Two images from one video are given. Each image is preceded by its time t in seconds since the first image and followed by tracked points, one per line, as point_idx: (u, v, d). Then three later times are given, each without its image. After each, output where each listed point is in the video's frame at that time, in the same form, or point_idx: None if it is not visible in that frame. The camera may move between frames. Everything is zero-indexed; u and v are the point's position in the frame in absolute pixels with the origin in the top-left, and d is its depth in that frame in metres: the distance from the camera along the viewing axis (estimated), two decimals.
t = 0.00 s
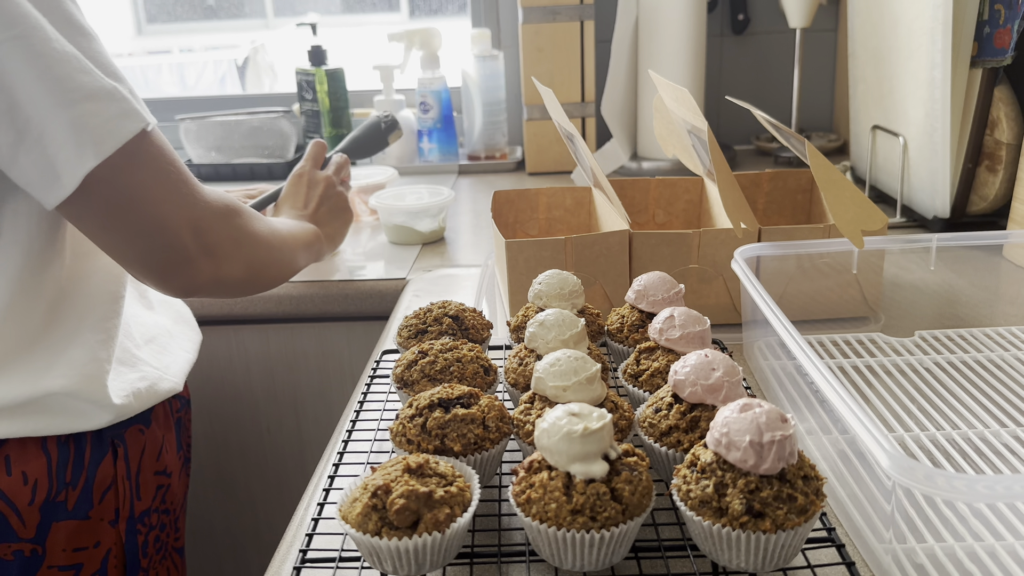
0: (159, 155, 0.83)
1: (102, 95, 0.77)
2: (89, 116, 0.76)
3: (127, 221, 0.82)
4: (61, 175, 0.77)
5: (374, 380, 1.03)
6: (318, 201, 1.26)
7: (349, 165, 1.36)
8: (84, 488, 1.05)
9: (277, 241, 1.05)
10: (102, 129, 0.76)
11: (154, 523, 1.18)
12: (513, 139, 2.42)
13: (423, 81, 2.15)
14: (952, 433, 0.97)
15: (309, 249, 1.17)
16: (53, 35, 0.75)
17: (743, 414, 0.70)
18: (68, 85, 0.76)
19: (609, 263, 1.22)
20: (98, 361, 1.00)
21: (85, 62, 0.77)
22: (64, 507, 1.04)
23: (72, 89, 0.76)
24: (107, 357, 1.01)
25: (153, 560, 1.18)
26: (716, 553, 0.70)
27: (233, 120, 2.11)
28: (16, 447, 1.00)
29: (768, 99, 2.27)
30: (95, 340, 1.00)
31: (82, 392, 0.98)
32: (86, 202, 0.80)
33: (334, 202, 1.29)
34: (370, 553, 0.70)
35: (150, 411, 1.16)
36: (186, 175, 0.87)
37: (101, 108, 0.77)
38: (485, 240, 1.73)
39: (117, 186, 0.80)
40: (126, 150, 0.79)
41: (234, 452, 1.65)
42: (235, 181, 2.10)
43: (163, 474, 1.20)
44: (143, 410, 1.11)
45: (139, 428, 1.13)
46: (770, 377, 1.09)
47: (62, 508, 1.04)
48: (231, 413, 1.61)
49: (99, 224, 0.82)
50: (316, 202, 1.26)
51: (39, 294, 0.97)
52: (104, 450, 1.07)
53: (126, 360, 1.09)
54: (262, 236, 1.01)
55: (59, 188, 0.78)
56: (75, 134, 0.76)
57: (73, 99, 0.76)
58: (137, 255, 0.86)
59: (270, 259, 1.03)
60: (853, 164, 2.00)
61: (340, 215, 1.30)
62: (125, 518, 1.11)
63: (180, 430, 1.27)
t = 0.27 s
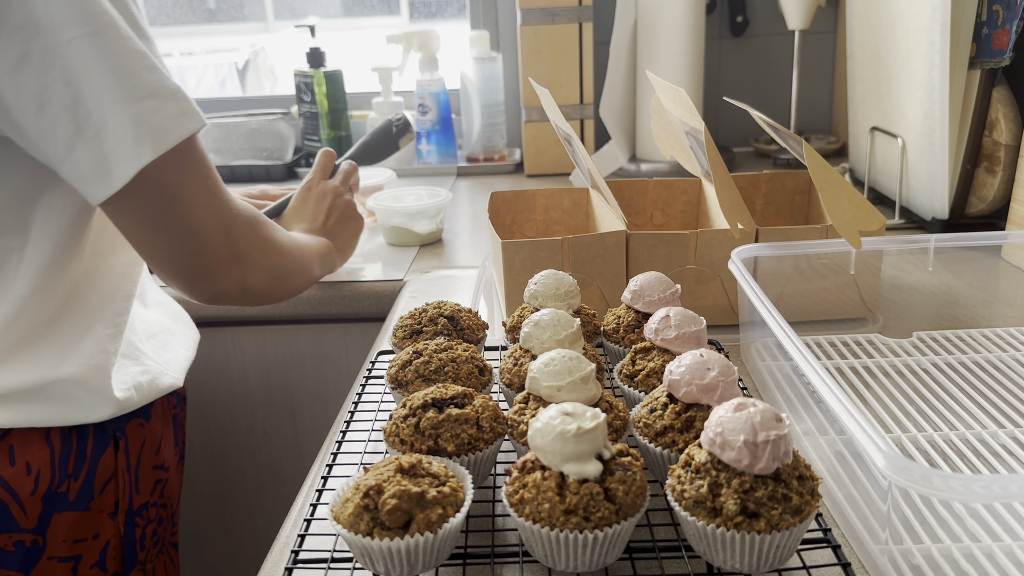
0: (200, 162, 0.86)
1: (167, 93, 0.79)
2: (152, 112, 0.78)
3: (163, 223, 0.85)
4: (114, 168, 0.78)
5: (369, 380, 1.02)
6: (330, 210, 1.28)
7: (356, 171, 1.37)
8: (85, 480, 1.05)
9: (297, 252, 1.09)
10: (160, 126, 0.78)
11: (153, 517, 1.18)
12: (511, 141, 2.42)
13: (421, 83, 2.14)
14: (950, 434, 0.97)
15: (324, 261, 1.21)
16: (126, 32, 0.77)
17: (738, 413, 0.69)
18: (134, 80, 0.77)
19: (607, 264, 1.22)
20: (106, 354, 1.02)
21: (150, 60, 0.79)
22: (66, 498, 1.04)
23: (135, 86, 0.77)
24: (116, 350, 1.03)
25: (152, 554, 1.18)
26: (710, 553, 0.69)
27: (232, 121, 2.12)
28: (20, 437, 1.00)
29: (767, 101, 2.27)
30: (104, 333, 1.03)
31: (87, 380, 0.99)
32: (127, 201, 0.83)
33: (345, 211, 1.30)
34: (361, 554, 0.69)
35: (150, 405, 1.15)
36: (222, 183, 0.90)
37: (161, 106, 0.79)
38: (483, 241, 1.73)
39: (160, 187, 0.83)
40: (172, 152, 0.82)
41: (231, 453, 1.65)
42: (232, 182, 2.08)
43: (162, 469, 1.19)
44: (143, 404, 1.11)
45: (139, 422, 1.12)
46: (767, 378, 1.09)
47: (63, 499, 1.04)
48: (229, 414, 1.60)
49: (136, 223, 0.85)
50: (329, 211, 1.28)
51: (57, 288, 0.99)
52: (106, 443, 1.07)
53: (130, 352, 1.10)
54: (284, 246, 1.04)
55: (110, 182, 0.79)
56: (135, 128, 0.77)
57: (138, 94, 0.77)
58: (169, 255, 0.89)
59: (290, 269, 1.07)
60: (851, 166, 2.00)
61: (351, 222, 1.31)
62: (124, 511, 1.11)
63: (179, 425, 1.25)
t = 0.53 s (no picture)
0: (216, 156, 0.85)
1: (188, 85, 0.79)
2: (173, 104, 0.78)
3: (178, 220, 0.85)
4: (134, 161, 0.78)
5: (367, 380, 1.02)
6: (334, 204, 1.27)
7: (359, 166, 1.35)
8: (111, 467, 1.08)
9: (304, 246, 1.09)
10: (182, 118, 0.79)
11: (172, 506, 1.22)
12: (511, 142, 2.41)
13: (421, 84, 2.14)
14: (951, 434, 0.96)
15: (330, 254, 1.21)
16: (153, 25, 0.77)
17: (737, 411, 0.69)
18: (158, 72, 0.77)
19: (606, 263, 1.21)
20: (132, 343, 1.05)
21: (172, 53, 0.79)
22: (92, 485, 1.07)
23: (158, 78, 0.77)
24: (140, 341, 1.07)
25: (170, 543, 1.22)
26: (710, 553, 0.69)
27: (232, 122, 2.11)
28: (48, 424, 1.02)
29: (767, 102, 2.27)
30: (129, 323, 1.06)
31: (116, 370, 1.03)
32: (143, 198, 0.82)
33: (350, 206, 1.29)
34: (359, 553, 0.69)
35: (171, 398, 1.21)
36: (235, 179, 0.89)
37: (183, 98, 0.79)
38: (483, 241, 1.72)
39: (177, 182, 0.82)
40: (190, 147, 0.82)
41: (231, 453, 1.65)
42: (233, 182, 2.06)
43: (181, 460, 1.24)
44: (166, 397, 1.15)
45: (161, 413, 1.17)
46: (767, 378, 1.08)
47: (90, 486, 1.07)
48: (229, 414, 1.60)
49: (151, 220, 0.84)
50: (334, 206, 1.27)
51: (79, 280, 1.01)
52: (130, 432, 1.10)
53: (153, 346, 1.14)
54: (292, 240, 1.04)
55: (131, 175, 0.79)
56: (157, 120, 0.77)
57: (160, 87, 0.77)
58: (182, 253, 0.88)
59: (296, 263, 1.06)
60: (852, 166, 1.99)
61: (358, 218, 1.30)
62: (147, 500, 1.15)
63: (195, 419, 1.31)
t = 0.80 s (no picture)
0: (208, 144, 0.84)
1: (167, 82, 0.79)
2: (153, 101, 0.78)
3: (171, 209, 0.84)
4: (120, 157, 0.78)
5: (364, 377, 1.01)
6: (374, 174, 1.14)
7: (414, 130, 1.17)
8: (118, 460, 1.07)
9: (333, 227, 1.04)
10: (164, 114, 0.78)
11: (180, 499, 1.21)
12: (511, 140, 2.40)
13: (421, 82, 2.13)
14: (954, 431, 0.95)
15: (363, 228, 1.11)
16: (131, 21, 0.77)
17: (738, 406, 0.68)
18: (138, 70, 0.77)
19: (606, 259, 1.21)
20: (137, 335, 1.04)
21: (153, 50, 0.79)
22: (99, 478, 1.06)
23: (139, 75, 0.77)
24: (144, 332, 1.06)
25: (178, 536, 1.20)
26: (710, 550, 0.68)
27: (230, 121, 2.06)
28: (54, 416, 1.02)
29: (768, 100, 2.26)
30: (133, 315, 1.05)
31: (122, 362, 1.02)
32: (133, 187, 0.82)
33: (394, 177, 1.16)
34: (354, 550, 0.68)
35: (177, 390, 1.19)
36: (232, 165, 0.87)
37: (165, 95, 0.79)
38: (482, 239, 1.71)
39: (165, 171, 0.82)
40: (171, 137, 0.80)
41: (230, 451, 1.64)
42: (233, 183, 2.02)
43: (189, 452, 1.23)
44: (172, 387, 1.14)
45: (167, 406, 1.15)
46: (768, 375, 1.07)
47: (96, 478, 1.06)
48: (227, 412, 1.60)
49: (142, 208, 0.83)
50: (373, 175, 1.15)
51: (80, 275, 1.00)
52: (137, 425, 1.09)
53: (156, 338, 1.13)
54: (311, 224, 1.00)
55: (118, 170, 0.79)
56: (136, 118, 0.77)
57: (140, 84, 0.77)
58: (180, 240, 0.87)
59: (320, 249, 1.02)
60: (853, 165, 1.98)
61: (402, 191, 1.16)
62: (154, 492, 1.13)
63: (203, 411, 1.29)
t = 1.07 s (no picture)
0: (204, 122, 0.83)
1: (150, 65, 0.77)
2: (135, 86, 0.76)
3: (171, 186, 0.83)
4: (108, 144, 0.77)
5: (359, 375, 1.00)
6: (380, 182, 1.19)
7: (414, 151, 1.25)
8: (103, 461, 1.06)
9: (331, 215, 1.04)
10: (147, 101, 0.77)
11: (168, 501, 1.20)
12: (511, 138, 2.39)
13: (420, 79, 2.12)
14: (958, 429, 0.94)
15: (368, 229, 1.13)
16: (105, 10, 0.76)
17: (738, 403, 0.67)
18: (118, 55, 0.76)
19: (604, 256, 1.19)
20: (121, 334, 1.02)
21: (132, 36, 0.77)
22: (84, 479, 1.05)
23: (120, 61, 0.76)
24: (129, 331, 1.04)
25: (165, 538, 1.19)
26: (709, 550, 0.67)
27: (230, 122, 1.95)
28: (38, 417, 1.01)
29: (769, 98, 2.24)
30: (117, 314, 1.04)
31: (104, 361, 1.00)
32: (130, 171, 0.81)
33: (398, 188, 1.20)
34: (346, 550, 0.66)
35: (166, 390, 1.19)
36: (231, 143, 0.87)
37: (147, 80, 0.77)
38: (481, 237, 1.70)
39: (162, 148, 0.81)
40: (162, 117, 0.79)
41: (227, 450, 1.63)
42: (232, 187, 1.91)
43: (178, 454, 1.22)
44: (160, 388, 1.13)
45: (155, 406, 1.15)
46: (768, 373, 1.06)
47: (81, 479, 1.05)
48: (224, 411, 1.58)
49: (142, 191, 0.82)
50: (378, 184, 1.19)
51: (67, 272, 1.00)
52: (123, 425, 1.08)
53: (144, 338, 1.12)
54: (309, 208, 1.00)
55: (108, 158, 0.77)
56: (119, 104, 0.76)
57: (119, 70, 0.76)
58: (182, 219, 0.86)
59: (320, 235, 1.02)
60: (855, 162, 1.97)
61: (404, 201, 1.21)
62: (141, 493, 1.12)
63: (194, 412, 1.29)
